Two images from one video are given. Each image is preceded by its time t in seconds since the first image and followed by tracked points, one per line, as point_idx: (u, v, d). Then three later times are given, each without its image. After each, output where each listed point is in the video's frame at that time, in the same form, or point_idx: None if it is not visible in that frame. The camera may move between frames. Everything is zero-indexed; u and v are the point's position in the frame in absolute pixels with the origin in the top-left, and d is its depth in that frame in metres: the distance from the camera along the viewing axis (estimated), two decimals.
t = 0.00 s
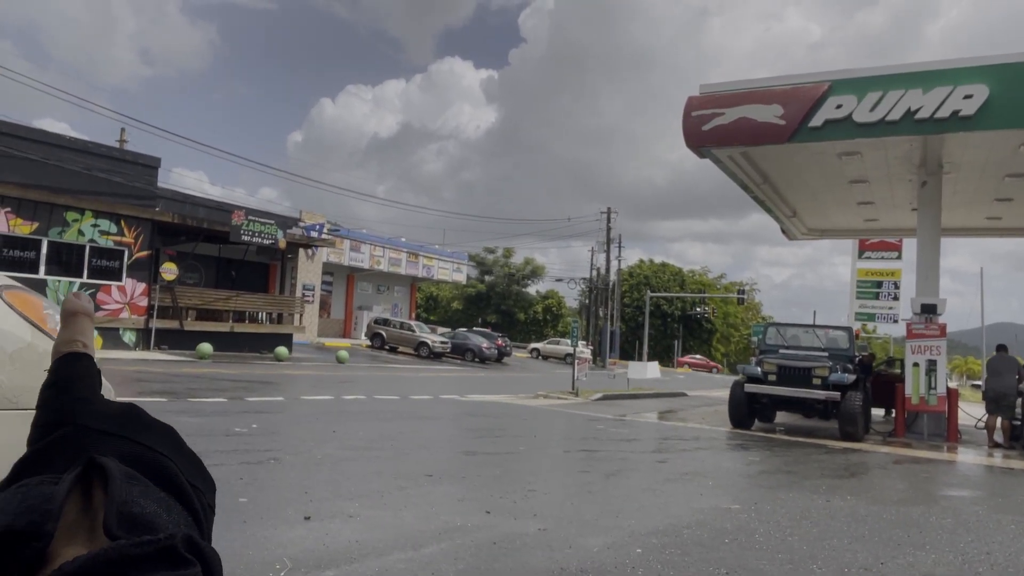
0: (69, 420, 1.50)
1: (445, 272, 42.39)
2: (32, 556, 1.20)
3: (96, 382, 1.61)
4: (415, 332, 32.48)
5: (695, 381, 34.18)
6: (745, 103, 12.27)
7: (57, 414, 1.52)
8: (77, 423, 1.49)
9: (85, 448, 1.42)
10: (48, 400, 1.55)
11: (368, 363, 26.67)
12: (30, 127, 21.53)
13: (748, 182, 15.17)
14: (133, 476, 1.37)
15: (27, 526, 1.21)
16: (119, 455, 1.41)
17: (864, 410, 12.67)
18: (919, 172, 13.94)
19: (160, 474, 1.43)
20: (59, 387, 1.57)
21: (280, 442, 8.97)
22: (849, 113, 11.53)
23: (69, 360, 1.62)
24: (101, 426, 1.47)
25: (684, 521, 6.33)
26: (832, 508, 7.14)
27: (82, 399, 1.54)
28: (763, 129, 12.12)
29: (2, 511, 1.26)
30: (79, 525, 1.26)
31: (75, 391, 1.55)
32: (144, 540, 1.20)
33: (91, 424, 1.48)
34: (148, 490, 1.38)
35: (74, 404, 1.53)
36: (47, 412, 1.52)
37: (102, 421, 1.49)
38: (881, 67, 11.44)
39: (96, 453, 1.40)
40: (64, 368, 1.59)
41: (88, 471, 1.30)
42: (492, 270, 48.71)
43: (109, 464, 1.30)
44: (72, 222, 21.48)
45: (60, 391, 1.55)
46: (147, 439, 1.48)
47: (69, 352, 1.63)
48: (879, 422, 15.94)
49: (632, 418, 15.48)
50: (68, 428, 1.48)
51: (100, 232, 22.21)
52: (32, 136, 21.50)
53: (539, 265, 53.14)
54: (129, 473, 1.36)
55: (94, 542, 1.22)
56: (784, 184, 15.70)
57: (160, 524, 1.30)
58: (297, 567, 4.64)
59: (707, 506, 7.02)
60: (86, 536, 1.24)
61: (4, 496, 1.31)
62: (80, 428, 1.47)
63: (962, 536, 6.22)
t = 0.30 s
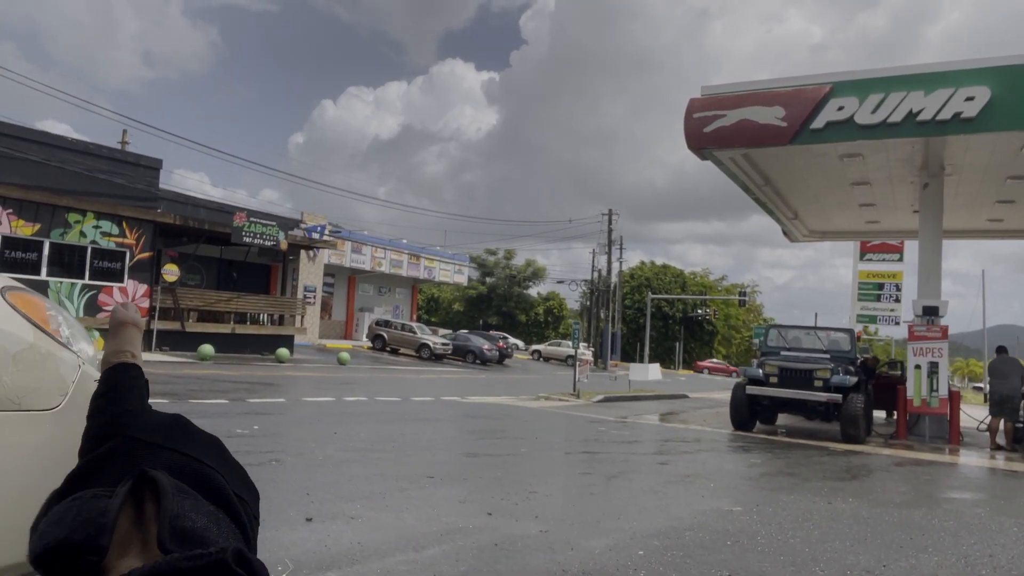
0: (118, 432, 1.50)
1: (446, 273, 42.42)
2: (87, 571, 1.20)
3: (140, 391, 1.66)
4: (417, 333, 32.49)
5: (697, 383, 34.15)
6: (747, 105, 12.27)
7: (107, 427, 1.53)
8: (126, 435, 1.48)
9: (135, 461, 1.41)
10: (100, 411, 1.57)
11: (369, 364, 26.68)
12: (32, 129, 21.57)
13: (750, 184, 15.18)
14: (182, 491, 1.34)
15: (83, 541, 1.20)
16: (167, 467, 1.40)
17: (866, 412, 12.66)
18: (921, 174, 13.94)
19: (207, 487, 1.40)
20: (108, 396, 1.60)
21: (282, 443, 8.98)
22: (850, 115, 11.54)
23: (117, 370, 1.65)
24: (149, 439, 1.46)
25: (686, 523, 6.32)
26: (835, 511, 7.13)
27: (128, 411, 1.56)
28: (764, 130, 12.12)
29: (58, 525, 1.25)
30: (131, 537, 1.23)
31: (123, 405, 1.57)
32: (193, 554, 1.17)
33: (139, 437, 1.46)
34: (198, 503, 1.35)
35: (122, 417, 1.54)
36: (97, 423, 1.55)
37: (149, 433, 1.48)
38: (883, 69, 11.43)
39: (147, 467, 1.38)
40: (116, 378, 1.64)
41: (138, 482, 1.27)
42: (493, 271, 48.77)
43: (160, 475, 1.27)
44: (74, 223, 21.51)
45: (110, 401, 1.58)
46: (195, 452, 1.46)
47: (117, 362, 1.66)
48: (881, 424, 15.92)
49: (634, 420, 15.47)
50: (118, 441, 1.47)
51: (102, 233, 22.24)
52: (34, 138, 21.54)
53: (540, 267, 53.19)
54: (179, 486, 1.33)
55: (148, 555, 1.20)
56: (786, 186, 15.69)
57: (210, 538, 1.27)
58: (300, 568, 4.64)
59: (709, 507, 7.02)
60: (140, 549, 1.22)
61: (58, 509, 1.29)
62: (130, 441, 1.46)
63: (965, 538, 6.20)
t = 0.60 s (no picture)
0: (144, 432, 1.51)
1: (448, 275, 42.42)
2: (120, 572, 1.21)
3: (161, 385, 1.74)
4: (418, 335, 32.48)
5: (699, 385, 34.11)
6: (749, 107, 12.26)
7: (134, 428, 1.55)
8: (153, 435, 1.49)
9: (164, 462, 1.42)
10: (127, 408, 1.65)
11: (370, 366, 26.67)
12: (34, 131, 21.59)
13: (752, 186, 15.19)
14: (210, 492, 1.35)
15: (113, 545, 1.21)
16: (194, 468, 1.41)
17: (868, 415, 12.65)
18: (923, 176, 13.93)
19: (233, 489, 1.41)
20: (130, 394, 1.68)
21: (284, 445, 8.98)
22: (852, 117, 11.53)
23: (138, 369, 1.75)
24: (177, 440, 1.47)
25: (687, 526, 6.32)
26: (836, 513, 7.12)
27: (153, 408, 1.62)
28: (766, 132, 12.11)
29: (87, 526, 1.25)
30: (160, 538, 1.23)
31: (147, 403, 1.64)
32: (221, 559, 1.17)
33: (168, 438, 1.47)
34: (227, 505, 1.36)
35: (148, 420, 1.56)
36: (126, 424, 1.58)
37: (177, 434, 1.49)
38: (884, 71, 11.42)
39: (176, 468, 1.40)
40: (139, 374, 1.73)
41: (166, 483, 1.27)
42: (494, 273, 48.77)
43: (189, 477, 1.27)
44: (76, 225, 21.52)
45: (134, 395, 1.67)
46: (222, 453, 1.47)
47: (140, 357, 1.77)
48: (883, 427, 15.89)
49: (636, 422, 15.46)
50: (146, 441, 1.48)
51: (104, 234, 22.27)
52: (35, 140, 21.55)
53: (541, 269, 53.17)
54: (206, 489, 1.33)
55: (176, 558, 1.20)
56: (788, 188, 15.70)
57: (237, 542, 1.28)
58: (300, 570, 4.63)
59: (710, 510, 7.01)
60: (168, 552, 1.22)
61: (89, 511, 1.29)
62: (158, 440, 1.48)
63: (967, 541, 6.19)
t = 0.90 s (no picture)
0: (144, 438, 1.53)
1: (449, 277, 42.46)
2: (115, 573, 1.18)
3: (162, 397, 1.77)
4: (419, 337, 32.47)
5: (699, 387, 34.07)
6: (750, 109, 12.26)
7: (136, 437, 1.56)
8: (154, 444, 1.50)
9: (163, 467, 1.42)
10: (126, 420, 1.67)
11: (371, 368, 26.67)
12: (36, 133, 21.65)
13: (753, 188, 15.17)
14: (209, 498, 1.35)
15: (109, 546, 1.19)
16: (193, 475, 1.41)
17: (869, 417, 12.63)
18: (925, 178, 13.91)
19: (231, 496, 1.41)
20: (130, 405, 1.71)
21: (285, 447, 8.98)
22: (853, 119, 11.53)
23: (136, 380, 1.79)
24: (177, 448, 1.48)
25: (689, 528, 6.31)
26: (838, 516, 7.10)
27: (153, 418, 1.64)
28: (767, 134, 12.12)
29: (85, 528, 1.23)
30: (157, 542, 1.23)
31: (148, 414, 1.66)
32: (217, 563, 1.16)
33: (167, 446, 1.48)
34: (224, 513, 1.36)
35: (149, 428, 1.57)
36: (125, 432, 1.59)
37: (177, 442, 1.50)
38: (886, 73, 11.42)
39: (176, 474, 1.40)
40: (138, 385, 1.77)
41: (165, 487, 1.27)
42: (496, 275, 48.79)
43: (187, 481, 1.28)
44: (78, 227, 21.55)
45: (136, 406, 1.70)
46: (220, 461, 1.47)
47: (141, 370, 1.82)
48: (885, 429, 15.86)
49: (637, 424, 15.45)
50: (145, 449, 1.48)
51: (106, 236, 22.32)
52: (38, 141, 21.60)
53: (543, 270, 53.17)
54: (204, 495, 1.33)
55: (173, 561, 1.19)
56: (789, 190, 15.67)
57: (232, 547, 1.28)
58: (301, 573, 4.63)
59: (712, 512, 7.00)
60: (165, 555, 1.21)
61: (86, 514, 1.28)
62: (158, 448, 1.48)
63: (970, 544, 6.17)
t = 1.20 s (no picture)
0: (155, 440, 1.53)
1: (451, 279, 42.46)
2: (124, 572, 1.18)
3: (170, 399, 1.78)
4: (421, 338, 32.46)
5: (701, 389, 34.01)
6: (752, 110, 12.26)
7: (146, 436, 1.56)
8: (164, 444, 1.50)
9: (172, 469, 1.42)
10: (135, 421, 1.67)
11: (373, 370, 26.65)
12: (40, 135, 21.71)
13: (755, 189, 15.15)
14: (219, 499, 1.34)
15: (122, 544, 1.19)
16: (204, 475, 1.41)
17: (872, 419, 12.61)
18: (927, 180, 13.89)
19: (240, 499, 1.40)
20: (141, 407, 1.72)
21: (287, 448, 8.98)
22: (856, 120, 11.52)
23: (148, 383, 1.80)
24: (186, 449, 1.47)
25: (692, 530, 6.31)
26: (841, 518, 7.09)
27: (163, 420, 1.65)
28: (769, 136, 12.12)
29: (94, 530, 1.23)
30: (167, 544, 1.23)
31: (158, 415, 1.66)
32: (226, 562, 1.16)
33: (178, 448, 1.48)
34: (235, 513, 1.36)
35: (160, 429, 1.57)
36: (137, 433, 1.59)
37: (186, 444, 1.50)
38: (888, 74, 11.40)
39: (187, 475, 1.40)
40: (148, 388, 1.78)
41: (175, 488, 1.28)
42: (497, 276, 48.77)
43: (196, 483, 1.29)
44: (80, 229, 21.59)
45: (145, 407, 1.70)
46: (229, 462, 1.47)
47: (148, 375, 1.82)
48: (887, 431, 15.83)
49: (638, 426, 15.44)
50: (156, 450, 1.48)
51: (109, 238, 22.35)
52: (41, 143, 21.64)
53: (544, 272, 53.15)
54: (213, 495, 1.33)
55: (183, 562, 1.19)
56: (791, 191, 15.65)
57: (242, 547, 1.28)
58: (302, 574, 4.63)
59: (714, 514, 6.99)
60: (174, 553, 1.21)
61: (98, 515, 1.28)
62: (168, 449, 1.48)
63: (973, 546, 6.16)
